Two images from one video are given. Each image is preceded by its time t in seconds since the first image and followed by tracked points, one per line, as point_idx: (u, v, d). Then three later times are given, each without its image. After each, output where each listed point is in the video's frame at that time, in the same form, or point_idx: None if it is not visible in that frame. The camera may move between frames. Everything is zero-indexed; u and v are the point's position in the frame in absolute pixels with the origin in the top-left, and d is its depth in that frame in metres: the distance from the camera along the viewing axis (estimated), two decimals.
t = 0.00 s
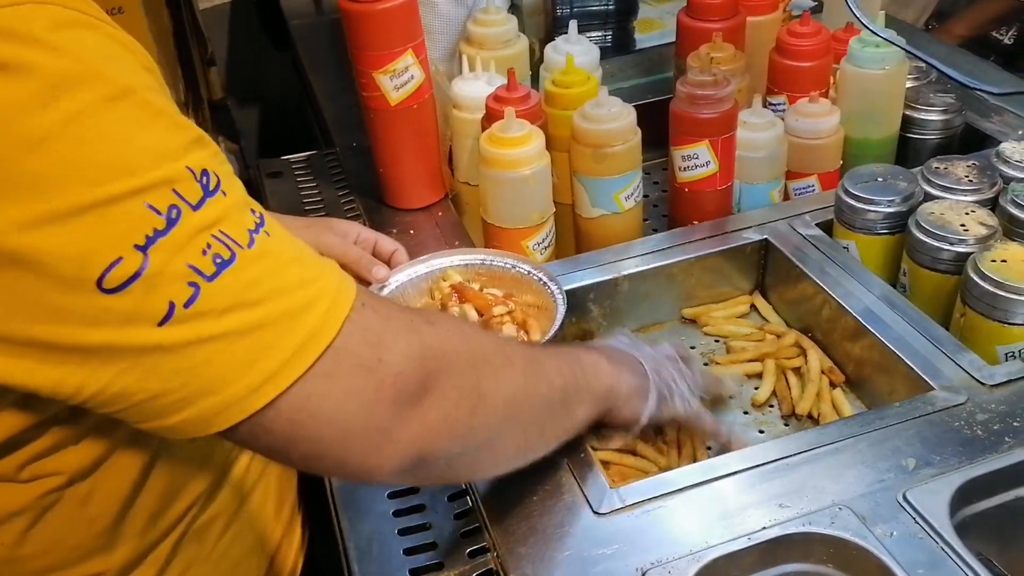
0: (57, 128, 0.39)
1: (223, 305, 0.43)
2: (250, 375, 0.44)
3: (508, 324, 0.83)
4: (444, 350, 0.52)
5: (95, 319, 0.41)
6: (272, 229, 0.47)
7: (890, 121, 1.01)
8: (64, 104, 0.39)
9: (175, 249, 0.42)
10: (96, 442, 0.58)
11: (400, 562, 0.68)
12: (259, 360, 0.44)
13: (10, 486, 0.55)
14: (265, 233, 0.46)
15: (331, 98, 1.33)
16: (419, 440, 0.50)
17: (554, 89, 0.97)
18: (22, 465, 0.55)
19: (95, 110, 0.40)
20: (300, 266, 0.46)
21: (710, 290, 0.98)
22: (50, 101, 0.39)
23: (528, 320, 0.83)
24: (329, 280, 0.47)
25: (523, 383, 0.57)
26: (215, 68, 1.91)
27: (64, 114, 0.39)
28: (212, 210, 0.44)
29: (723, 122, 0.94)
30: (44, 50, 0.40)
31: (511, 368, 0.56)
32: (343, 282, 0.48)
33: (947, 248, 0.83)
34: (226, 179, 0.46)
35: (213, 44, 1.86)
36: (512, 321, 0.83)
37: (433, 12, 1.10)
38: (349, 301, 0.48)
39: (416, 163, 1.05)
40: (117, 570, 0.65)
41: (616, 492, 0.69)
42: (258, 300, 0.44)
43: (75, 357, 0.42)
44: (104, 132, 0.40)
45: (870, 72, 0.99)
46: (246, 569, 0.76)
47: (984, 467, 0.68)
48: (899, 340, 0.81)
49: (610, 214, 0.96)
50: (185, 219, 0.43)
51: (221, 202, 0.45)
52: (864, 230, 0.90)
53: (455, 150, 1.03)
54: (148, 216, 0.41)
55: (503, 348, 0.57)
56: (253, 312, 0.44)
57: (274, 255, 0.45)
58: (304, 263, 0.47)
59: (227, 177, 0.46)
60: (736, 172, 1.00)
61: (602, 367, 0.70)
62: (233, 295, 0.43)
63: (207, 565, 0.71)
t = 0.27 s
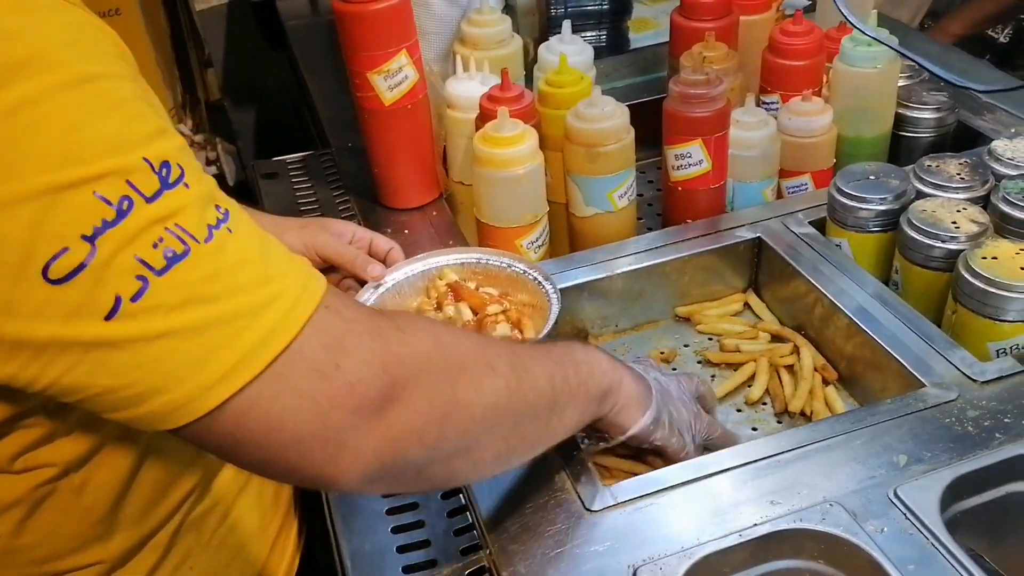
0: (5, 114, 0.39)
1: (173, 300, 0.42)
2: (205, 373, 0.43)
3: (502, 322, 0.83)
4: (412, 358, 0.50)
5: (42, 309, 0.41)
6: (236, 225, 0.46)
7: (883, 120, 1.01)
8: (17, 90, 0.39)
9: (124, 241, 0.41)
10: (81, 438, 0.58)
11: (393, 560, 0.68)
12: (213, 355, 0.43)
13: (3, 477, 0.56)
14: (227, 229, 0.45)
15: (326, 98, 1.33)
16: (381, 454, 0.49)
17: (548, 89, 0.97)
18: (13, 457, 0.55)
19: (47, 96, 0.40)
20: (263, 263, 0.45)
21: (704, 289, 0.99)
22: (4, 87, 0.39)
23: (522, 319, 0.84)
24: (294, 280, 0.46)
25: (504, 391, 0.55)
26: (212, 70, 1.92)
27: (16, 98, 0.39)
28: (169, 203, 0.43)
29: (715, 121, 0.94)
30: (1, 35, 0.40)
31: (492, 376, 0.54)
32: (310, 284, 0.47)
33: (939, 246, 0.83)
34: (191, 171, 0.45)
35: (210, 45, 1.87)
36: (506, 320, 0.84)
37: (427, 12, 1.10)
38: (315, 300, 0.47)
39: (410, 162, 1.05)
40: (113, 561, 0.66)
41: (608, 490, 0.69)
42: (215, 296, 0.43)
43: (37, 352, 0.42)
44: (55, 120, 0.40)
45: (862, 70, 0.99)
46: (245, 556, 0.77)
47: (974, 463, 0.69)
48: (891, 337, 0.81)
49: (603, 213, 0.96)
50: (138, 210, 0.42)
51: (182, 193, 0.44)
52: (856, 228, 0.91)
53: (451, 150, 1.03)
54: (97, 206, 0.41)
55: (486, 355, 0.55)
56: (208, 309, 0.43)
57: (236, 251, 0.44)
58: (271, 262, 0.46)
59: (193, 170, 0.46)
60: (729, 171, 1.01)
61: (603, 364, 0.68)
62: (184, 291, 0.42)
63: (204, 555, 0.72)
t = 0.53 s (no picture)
0: None
1: (153, 291, 0.42)
2: (184, 363, 0.43)
3: (499, 323, 0.84)
4: (390, 351, 0.50)
5: (24, 296, 0.41)
6: (221, 216, 0.46)
7: (879, 120, 1.02)
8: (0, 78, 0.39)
9: (105, 233, 0.42)
10: (78, 425, 0.58)
11: (387, 560, 0.68)
12: (193, 346, 0.43)
13: None
14: (211, 220, 0.45)
15: (323, 99, 1.33)
16: (351, 442, 0.49)
17: (543, 89, 0.97)
18: (9, 445, 0.55)
19: (29, 83, 0.40)
20: (245, 256, 0.46)
21: (700, 289, 0.99)
22: None
23: (519, 319, 0.84)
24: (274, 274, 0.47)
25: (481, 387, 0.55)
26: (209, 71, 1.92)
27: None
28: (152, 194, 0.43)
29: (711, 121, 0.94)
30: None
31: (470, 372, 0.54)
32: (290, 278, 0.47)
33: (933, 246, 0.83)
34: (176, 161, 0.45)
35: (207, 47, 1.87)
36: (503, 321, 0.84)
37: (423, 13, 1.10)
38: (293, 294, 0.47)
39: (406, 163, 1.05)
40: (111, 552, 0.66)
41: (603, 489, 0.69)
42: (195, 288, 0.43)
43: (16, 337, 0.42)
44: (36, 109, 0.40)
45: (858, 71, 0.99)
46: (240, 550, 0.77)
47: (969, 462, 0.69)
48: (886, 337, 0.81)
49: (599, 213, 0.96)
50: (121, 200, 0.42)
51: (166, 184, 0.44)
52: (851, 228, 0.91)
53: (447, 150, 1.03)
54: (79, 196, 0.41)
55: (467, 352, 0.55)
56: (188, 301, 0.43)
57: (219, 243, 0.45)
58: (254, 254, 0.46)
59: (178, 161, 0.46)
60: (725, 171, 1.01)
61: (584, 365, 0.69)
62: (165, 282, 0.42)
63: (202, 545, 0.72)
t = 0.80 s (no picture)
0: None
1: (141, 311, 0.45)
2: (171, 376, 0.47)
3: (506, 329, 0.84)
4: (380, 365, 0.53)
5: (13, 314, 0.44)
6: (208, 233, 0.49)
7: (881, 127, 1.02)
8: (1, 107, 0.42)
9: (97, 255, 0.44)
10: (68, 435, 0.57)
11: (395, 564, 0.68)
12: (180, 360, 0.47)
13: None
14: (199, 239, 0.48)
15: (327, 106, 1.34)
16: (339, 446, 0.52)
17: (547, 97, 0.98)
18: None
19: (27, 110, 0.43)
20: (231, 273, 0.48)
21: (704, 296, 0.99)
22: None
23: (527, 326, 0.84)
24: (260, 287, 0.50)
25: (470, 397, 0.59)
26: (213, 79, 1.92)
27: None
28: (141, 215, 0.46)
29: (715, 129, 0.95)
30: None
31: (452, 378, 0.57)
32: (277, 288, 0.50)
33: (936, 253, 0.84)
34: (165, 181, 0.48)
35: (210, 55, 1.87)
36: (511, 327, 0.84)
37: (429, 22, 1.11)
38: (282, 304, 0.50)
39: (411, 170, 1.06)
40: (108, 560, 0.66)
41: (609, 494, 0.70)
42: (180, 307, 0.46)
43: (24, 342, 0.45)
44: (34, 136, 0.43)
45: (860, 79, 1.00)
46: (244, 553, 0.78)
47: (974, 468, 0.69)
48: (890, 344, 0.82)
49: (603, 220, 0.97)
50: (111, 223, 0.45)
51: (155, 206, 0.47)
52: (855, 235, 0.91)
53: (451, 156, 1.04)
54: (71, 219, 0.44)
55: (454, 362, 0.58)
56: (174, 320, 0.46)
57: (205, 261, 0.47)
58: (240, 270, 0.49)
59: (168, 180, 0.48)
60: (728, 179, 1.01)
61: (578, 376, 0.71)
62: (152, 302, 0.46)
63: (201, 555, 0.73)
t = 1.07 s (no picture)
0: None
1: (96, 344, 0.43)
2: (129, 410, 0.45)
3: (516, 332, 0.83)
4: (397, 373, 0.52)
5: None
6: (182, 265, 0.46)
7: (886, 132, 1.02)
8: None
9: (53, 283, 0.42)
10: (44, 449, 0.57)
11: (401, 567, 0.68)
12: (140, 396, 0.44)
13: None
14: (168, 271, 0.45)
15: (332, 110, 1.34)
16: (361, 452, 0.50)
17: (553, 101, 0.98)
18: None
19: None
20: (204, 307, 0.46)
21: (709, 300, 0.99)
22: None
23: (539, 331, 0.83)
24: (235, 322, 0.47)
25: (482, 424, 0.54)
26: (217, 83, 1.92)
27: None
28: (106, 245, 0.44)
29: (721, 134, 0.95)
30: None
31: (482, 407, 0.53)
32: (253, 322, 0.48)
33: (942, 257, 0.84)
34: (139, 209, 0.45)
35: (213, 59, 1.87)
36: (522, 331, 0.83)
37: (434, 25, 1.11)
38: (256, 339, 0.48)
39: (416, 173, 1.06)
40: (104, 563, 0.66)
41: (616, 497, 0.70)
42: (139, 343, 0.44)
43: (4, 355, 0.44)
44: None
45: (865, 83, 1.00)
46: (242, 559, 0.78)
47: (981, 471, 0.69)
48: (896, 348, 0.82)
49: (609, 223, 0.97)
50: (70, 252, 0.43)
51: (124, 235, 0.44)
52: (861, 239, 0.91)
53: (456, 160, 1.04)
54: (28, 247, 0.42)
55: (449, 377, 0.53)
56: (132, 355, 0.44)
57: (173, 295, 0.45)
58: (214, 305, 0.46)
59: (143, 208, 0.46)
60: (733, 183, 1.01)
61: (626, 353, 0.64)
62: (108, 336, 0.43)
63: (196, 563, 0.73)
